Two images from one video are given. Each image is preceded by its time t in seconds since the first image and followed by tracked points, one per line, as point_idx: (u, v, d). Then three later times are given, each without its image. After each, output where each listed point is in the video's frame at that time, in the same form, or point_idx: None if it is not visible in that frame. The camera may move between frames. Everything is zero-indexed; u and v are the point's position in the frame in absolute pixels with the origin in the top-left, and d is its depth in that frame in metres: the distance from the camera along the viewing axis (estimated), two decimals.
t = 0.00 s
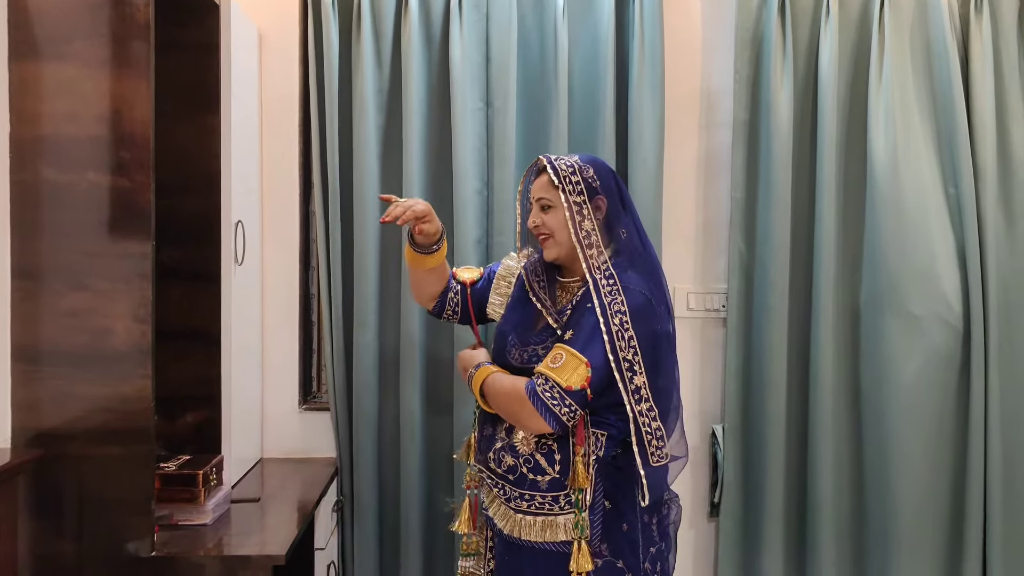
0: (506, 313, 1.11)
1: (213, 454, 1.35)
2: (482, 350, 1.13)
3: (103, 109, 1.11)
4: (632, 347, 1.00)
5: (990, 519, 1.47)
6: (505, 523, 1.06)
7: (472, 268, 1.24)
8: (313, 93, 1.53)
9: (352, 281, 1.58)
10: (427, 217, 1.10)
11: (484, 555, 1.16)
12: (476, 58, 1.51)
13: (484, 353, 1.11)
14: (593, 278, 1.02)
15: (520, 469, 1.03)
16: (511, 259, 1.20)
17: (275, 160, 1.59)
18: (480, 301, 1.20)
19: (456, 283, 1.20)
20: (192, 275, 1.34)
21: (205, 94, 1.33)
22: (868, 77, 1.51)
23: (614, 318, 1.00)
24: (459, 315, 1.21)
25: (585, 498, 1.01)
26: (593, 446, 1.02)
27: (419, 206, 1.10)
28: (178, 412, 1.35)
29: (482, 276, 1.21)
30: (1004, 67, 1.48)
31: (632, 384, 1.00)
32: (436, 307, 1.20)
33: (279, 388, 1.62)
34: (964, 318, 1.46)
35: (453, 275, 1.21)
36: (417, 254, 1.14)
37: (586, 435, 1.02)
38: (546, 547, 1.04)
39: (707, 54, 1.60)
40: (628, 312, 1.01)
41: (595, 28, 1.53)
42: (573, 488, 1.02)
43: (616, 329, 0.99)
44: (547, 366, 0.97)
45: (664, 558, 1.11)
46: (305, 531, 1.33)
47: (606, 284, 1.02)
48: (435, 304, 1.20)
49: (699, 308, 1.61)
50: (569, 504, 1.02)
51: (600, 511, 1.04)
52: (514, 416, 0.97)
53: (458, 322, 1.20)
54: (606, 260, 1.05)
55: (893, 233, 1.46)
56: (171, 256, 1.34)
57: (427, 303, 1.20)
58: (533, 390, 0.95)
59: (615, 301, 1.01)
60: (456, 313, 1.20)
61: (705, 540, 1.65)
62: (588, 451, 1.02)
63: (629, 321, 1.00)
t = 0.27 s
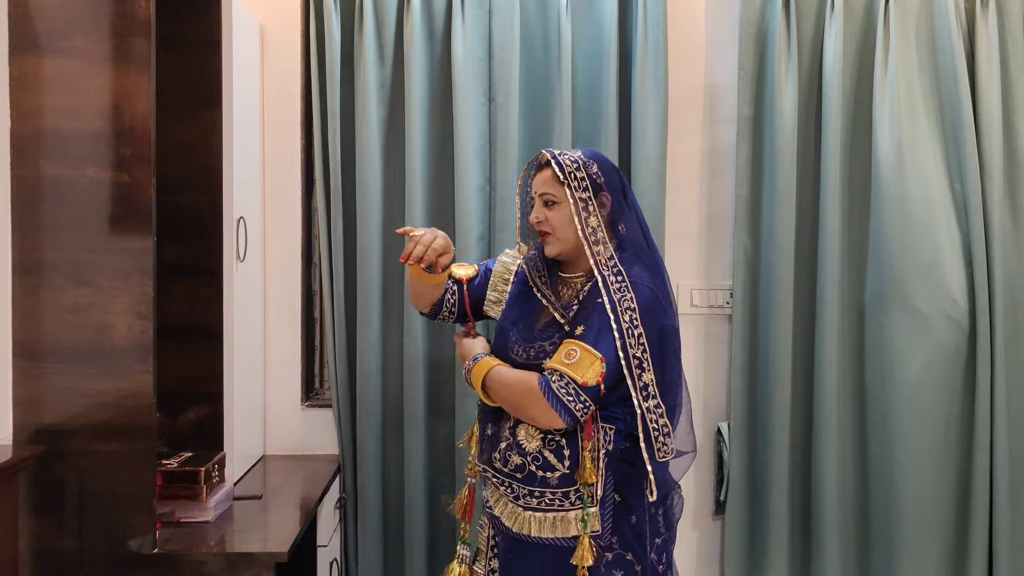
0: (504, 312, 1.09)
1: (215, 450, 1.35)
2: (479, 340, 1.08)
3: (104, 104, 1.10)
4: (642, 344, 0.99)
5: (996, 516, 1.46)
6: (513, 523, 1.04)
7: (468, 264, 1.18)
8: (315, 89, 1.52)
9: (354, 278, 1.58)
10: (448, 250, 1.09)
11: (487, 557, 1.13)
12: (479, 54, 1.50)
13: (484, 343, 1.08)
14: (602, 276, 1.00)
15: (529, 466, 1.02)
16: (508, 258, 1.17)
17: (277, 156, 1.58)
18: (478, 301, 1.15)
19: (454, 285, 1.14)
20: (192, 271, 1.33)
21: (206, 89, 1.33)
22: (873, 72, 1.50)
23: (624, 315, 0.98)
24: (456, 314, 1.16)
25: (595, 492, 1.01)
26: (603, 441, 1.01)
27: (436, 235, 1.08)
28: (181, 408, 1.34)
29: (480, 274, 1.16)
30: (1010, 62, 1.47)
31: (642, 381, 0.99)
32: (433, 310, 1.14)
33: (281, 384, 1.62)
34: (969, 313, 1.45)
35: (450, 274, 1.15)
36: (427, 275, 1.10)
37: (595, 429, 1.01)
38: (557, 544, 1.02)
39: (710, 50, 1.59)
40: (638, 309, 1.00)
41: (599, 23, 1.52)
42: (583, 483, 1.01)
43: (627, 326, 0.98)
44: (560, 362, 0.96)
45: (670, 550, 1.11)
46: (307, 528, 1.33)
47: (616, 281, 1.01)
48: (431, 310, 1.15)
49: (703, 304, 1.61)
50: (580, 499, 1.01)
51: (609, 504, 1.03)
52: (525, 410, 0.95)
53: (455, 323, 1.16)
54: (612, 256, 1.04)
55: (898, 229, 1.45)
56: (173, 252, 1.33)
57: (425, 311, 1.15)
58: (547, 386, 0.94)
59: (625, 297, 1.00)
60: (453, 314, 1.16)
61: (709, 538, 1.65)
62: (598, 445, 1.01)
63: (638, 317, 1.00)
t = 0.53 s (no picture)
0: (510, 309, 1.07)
1: (217, 448, 1.34)
2: (484, 350, 1.10)
3: (106, 100, 1.10)
4: (663, 339, 1.00)
5: (1001, 513, 1.46)
6: (536, 525, 1.02)
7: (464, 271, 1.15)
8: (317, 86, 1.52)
9: (357, 274, 1.57)
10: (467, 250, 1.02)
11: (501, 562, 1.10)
12: (482, 50, 1.49)
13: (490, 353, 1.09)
14: (623, 273, 1.00)
15: (552, 466, 1.01)
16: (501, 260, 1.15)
17: (280, 153, 1.58)
18: (478, 306, 1.13)
19: (455, 291, 1.11)
20: (195, 268, 1.33)
21: (208, 85, 1.32)
22: (878, 68, 1.49)
23: (647, 311, 0.99)
24: (454, 321, 1.12)
25: (619, 484, 1.02)
26: (625, 436, 1.02)
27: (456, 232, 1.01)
28: (183, 406, 1.34)
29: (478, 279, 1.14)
30: (1016, 57, 1.46)
31: (665, 376, 1.00)
32: (434, 317, 1.09)
33: (285, 381, 1.61)
34: (975, 310, 1.45)
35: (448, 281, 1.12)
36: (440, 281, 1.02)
37: (617, 424, 1.02)
38: (582, 540, 1.02)
39: (715, 46, 1.58)
40: (657, 305, 1.01)
41: (602, 19, 1.51)
42: (606, 478, 1.02)
43: (649, 322, 0.99)
44: (593, 360, 0.94)
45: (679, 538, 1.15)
46: (310, 526, 1.33)
47: (636, 278, 1.01)
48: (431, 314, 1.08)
49: (707, 301, 1.60)
50: (605, 493, 1.02)
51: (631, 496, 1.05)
52: (558, 412, 0.93)
53: (455, 331, 1.12)
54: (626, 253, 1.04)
55: (903, 226, 1.45)
56: (176, 249, 1.33)
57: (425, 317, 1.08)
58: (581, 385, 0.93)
59: (646, 294, 1.00)
60: (451, 321, 1.11)
61: (714, 535, 1.64)
62: (621, 440, 1.02)
63: (658, 314, 1.01)
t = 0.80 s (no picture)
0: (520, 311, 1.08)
1: (218, 446, 1.34)
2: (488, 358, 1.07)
3: (107, 98, 1.10)
4: (675, 338, 1.06)
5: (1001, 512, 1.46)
6: (561, 528, 1.03)
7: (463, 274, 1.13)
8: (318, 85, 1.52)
9: (357, 273, 1.57)
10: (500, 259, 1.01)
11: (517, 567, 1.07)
12: (483, 49, 1.49)
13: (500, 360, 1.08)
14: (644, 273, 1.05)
15: (576, 467, 1.03)
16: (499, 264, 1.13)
17: (281, 151, 1.58)
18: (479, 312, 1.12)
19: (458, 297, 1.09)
20: (196, 267, 1.33)
21: (209, 84, 1.32)
22: (879, 68, 1.49)
23: (664, 310, 1.04)
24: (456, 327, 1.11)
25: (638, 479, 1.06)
26: (641, 431, 1.07)
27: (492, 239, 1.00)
28: (184, 405, 1.34)
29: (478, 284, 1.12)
30: (1018, 57, 1.46)
31: (677, 373, 1.06)
32: (438, 325, 1.08)
33: (285, 380, 1.61)
34: (976, 310, 1.45)
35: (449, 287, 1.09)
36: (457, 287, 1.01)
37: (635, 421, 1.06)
38: (605, 538, 1.05)
39: (716, 45, 1.58)
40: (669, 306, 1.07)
41: (603, 18, 1.51)
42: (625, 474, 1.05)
43: (666, 321, 1.04)
44: (623, 359, 0.97)
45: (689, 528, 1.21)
46: (311, 525, 1.32)
47: (652, 278, 1.06)
48: (437, 320, 1.07)
49: (708, 300, 1.60)
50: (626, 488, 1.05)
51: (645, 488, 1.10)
52: (592, 413, 0.95)
53: (456, 338, 1.11)
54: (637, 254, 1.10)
55: (904, 225, 1.45)
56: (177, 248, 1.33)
57: (431, 322, 1.07)
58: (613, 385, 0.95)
59: (661, 294, 1.05)
60: (452, 328, 1.10)
61: (715, 535, 1.64)
62: (638, 436, 1.06)
63: (671, 313, 1.06)
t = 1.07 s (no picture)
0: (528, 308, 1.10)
1: (214, 444, 1.34)
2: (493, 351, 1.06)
3: (102, 94, 1.09)
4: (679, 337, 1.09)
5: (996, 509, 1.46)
6: (566, 526, 1.03)
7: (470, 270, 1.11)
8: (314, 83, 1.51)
9: (354, 271, 1.57)
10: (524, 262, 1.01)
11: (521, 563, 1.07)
12: (480, 46, 1.49)
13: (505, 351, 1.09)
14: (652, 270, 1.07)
15: (581, 463, 1.03)
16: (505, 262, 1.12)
17: (277, 148, 1.57)
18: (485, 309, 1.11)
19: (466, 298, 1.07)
20: (191, 264, 1.32)
21: (205, 80, 1.31)
22: (876, 66, 1.49)
23: (671, 309, 1.06)
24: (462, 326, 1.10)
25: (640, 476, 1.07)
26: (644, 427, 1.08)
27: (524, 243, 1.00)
28: (180, 402, 1.34)
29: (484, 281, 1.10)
30: (1014, 56, 1.46)
31: (680, 371, 1.08)
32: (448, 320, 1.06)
33: (282, 377, 1.61)
34: (972, 308, 1.45)
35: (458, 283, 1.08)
36: (477, 287, 1.01)
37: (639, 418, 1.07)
38: (609, 535, 1.05)
39: (713, 43, 1.58)
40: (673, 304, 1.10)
41: (601, 15, 1.51)
42: (629, 470, 1.06)
43: (672, 319, 1.06)
44: (635, 355, 0.99)
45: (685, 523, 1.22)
46: (308, 522, 1.32)
47: (659, 274, 1.08)
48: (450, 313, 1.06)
49: (704, 298, 1.60)
50: (629, 485, 1.06)
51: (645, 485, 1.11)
52: (603, 408, 0.96)
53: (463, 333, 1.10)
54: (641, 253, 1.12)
55: (900, 223, 1.45)
56: (173, 245, 1.32)
57: (444, 315, 1.06)
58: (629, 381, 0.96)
59: (668, 292, 1.08)
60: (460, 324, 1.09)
61: (711, 532, 1.65)
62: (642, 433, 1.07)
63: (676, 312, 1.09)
